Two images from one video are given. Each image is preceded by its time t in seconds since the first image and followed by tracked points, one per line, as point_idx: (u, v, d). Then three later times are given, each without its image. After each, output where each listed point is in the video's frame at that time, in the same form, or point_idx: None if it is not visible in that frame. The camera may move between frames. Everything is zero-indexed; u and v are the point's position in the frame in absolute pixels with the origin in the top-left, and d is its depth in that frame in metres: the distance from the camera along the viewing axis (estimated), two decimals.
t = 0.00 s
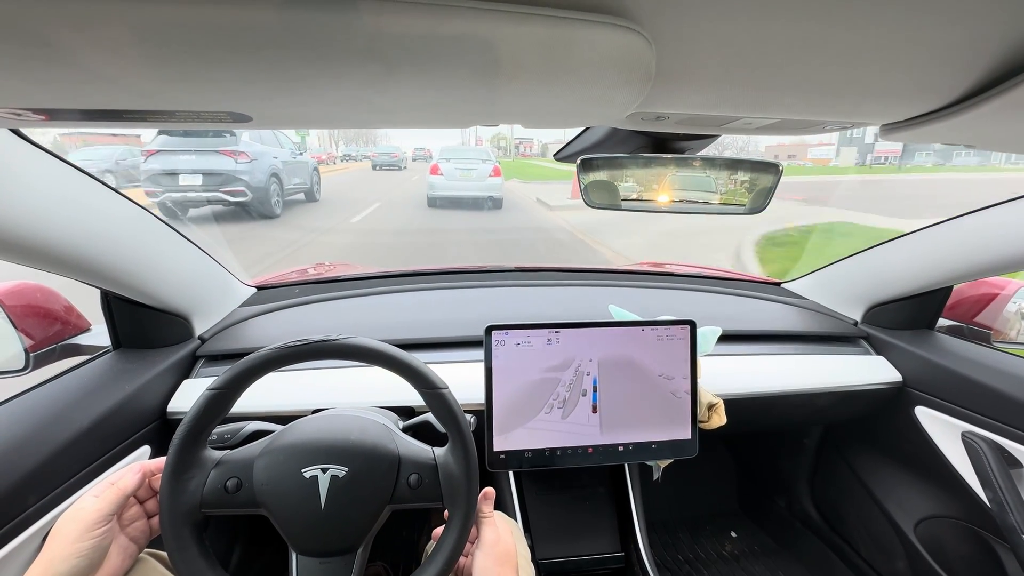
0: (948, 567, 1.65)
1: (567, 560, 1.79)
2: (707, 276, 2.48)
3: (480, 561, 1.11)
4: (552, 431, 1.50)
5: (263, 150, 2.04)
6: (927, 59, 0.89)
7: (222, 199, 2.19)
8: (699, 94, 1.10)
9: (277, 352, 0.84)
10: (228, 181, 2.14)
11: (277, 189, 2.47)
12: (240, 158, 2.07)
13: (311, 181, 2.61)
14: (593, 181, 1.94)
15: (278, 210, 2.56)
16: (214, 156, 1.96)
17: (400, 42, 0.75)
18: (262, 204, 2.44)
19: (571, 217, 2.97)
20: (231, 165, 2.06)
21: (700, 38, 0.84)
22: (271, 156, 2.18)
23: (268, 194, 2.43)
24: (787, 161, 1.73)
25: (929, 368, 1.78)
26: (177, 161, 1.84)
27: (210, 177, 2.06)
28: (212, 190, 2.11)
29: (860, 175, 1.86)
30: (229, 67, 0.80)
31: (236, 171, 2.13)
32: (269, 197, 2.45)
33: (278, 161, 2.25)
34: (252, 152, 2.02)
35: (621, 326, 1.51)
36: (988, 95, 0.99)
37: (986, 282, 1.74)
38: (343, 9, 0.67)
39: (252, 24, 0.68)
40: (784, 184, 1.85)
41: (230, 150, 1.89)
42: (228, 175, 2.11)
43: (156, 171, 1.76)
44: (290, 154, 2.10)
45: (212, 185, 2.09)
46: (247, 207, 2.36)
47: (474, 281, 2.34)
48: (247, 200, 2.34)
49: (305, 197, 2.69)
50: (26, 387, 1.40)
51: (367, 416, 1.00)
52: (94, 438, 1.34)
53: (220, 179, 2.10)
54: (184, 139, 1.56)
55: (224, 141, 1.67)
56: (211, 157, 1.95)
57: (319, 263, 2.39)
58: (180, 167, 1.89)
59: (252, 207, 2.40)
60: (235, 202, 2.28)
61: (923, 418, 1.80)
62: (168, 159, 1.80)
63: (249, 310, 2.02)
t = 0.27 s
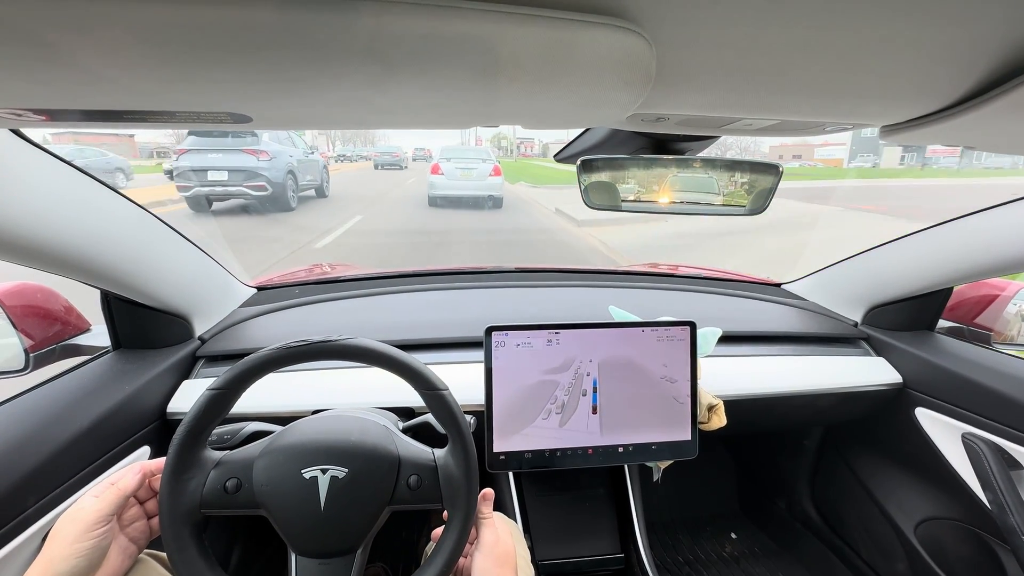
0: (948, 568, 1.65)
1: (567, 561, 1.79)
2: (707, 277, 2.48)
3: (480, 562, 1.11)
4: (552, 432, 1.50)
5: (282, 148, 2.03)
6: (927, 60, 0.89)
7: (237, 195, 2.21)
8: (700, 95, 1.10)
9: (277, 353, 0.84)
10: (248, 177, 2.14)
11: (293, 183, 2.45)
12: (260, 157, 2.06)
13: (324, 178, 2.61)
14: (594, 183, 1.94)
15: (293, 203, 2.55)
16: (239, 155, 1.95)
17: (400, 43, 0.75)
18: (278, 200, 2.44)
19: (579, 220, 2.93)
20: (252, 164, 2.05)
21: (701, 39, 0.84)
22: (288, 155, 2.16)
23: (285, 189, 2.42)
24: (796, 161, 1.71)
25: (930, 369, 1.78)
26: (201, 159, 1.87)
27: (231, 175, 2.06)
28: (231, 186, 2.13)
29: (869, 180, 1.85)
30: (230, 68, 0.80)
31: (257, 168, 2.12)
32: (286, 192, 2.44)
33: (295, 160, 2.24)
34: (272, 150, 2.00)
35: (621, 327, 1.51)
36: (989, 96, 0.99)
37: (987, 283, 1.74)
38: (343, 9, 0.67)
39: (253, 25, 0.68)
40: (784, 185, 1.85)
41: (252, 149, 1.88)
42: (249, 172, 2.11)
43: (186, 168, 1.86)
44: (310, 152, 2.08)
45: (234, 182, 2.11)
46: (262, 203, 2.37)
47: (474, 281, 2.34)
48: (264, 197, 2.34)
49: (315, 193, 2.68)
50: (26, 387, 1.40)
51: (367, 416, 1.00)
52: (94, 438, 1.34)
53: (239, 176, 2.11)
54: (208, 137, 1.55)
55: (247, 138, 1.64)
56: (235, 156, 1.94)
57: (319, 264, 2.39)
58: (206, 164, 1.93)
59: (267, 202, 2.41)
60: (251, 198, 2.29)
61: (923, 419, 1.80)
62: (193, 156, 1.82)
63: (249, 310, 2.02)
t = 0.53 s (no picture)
0: (947, 567, 1.65)
1: (566, 560, 1.79)
2: (707, 276, 2.48)
3: (480, 561, 1.11)
4: (552, 431, 1.50)
5: (296, 149, 2.08)
6: (929, 60, 0.89)
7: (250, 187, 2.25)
8: (700, 94, 1.10)
9: (276, 351, 0.84)
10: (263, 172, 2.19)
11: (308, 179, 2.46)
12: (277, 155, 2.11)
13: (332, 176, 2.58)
14: (594, 182, 1.94)
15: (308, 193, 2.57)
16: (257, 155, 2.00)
17: (402, 41, 0.75)
18: (291, 195, 2.45)
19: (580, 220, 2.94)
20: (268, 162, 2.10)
21: (702, 38, 0.84)
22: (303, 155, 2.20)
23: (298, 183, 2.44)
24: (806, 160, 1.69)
25: (929, 369, 1.78)
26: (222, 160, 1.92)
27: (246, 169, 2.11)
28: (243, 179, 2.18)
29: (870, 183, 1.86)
30: (230, 66, 0.80)
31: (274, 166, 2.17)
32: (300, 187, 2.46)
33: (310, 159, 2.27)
34: (289, 150, 2.05)
35: (621, 326, 1.51)
36: (990, 96, 0.99)
37: (987, 283, 1.74)
38: (345, 7, 0.66)
39: (254, 23, 0.68)
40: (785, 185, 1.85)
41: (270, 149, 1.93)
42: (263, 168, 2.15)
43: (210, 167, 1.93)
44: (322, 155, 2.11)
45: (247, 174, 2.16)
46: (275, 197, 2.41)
47: (474, 280, 2.34)
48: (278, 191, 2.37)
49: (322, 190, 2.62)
50: (26, 385, 1.40)
51: (367, 415, 1.00)
52: (94, 436, 1.34)
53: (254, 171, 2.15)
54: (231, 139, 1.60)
55: (265, 139, 1.68)
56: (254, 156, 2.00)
57: (319, 262, 2.39)
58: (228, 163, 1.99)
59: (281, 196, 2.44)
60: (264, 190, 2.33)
61: (922, 419, 1.80)
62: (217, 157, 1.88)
63: (249, 308, 2.02)
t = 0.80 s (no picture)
0: (946, 567, 1.65)
1: (566, 559, 1.79)
2: (707, 276, 2.48)
3: (480, 561, 1.12)
4: (552, 430, 1.50)
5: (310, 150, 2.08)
6: (929, 60, 0.89)
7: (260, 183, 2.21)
8: (701, 94, 1.10)
9: (276, 350, 0.84)
10: (275, 170, 2.13)
11: (322, 179, 2.42)
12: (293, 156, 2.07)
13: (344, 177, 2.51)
14: (594, 181, 1.94)
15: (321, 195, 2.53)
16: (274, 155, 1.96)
17: (402, 41, 0.75)
18: (302, 194, 2.41)
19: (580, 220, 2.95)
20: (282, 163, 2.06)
21: (702, 38, 0.84)
22: (317, 155, 2.17)
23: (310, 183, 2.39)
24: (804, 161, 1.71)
25: (929, 369, 1.79)
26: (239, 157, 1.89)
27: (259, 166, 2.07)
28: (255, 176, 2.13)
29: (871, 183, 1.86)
30: (229, 65, 0.80)
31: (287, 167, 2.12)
32: (313, 187, 2.41)
33: (324, 161, 2.23)
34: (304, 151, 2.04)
35: (621, 326, 1.51)
36: (990, 96, 0.99)
37: (987, 283, 1.74)
38: (346, 7, 0.66)
39: (255, 22, 0.68)
40: (785, 184, 1.85)
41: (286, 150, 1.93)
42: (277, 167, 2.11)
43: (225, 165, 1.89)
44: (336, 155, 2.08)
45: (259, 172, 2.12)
46: (285, 195, 2.36)
47: (474, 280, 2.34)
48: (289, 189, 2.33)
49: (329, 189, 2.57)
50: (26, 384, 1.40)
51: (367, 414, 1.00)
52: (94, 435, 1.34)
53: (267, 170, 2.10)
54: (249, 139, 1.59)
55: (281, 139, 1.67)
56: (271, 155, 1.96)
57: (319, 262, 2.39)
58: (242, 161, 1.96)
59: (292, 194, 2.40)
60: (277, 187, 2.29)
61: (922, 419, 1.80)
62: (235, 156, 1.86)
63: (250, 308, 2.02)
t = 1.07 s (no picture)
0: (946, 567, 1.65)
1: (566, 559, 1.79)
2: (707, 276, 2.48)
3: (479, 561, 1.12)
4: (552, 430, 1.50)
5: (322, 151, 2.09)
6: (929, 60, 0.89)
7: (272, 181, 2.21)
8: (701, 94, 1.10)
9: (276, 350, 0.84)
10: (288, 169, 2.11)
11: (332, 176, 2.41)
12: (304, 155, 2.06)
13: (351, 175, 2.49)
14: (594, 181, 1.94)
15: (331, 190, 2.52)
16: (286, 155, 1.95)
17: (403, 40, 0.75)
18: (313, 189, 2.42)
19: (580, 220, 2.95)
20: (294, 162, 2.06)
21: (702, 38, 0.84)
22: (330, 155, 2.15)
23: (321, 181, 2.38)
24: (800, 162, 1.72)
25: (929, 369, 1.79)
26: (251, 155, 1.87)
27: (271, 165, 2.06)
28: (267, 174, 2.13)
29: (872, 184, 1.86)
30: (230, 65, 0.80)
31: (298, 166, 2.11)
32: (324, 183, 2.41)
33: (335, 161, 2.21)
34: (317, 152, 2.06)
35: (620, 326, 1.51)
36: (991, 96, 0.99)
37: (987, 283, 1.74)
38: (345, 6, 0.66)
39: (255, 22, 0.68)
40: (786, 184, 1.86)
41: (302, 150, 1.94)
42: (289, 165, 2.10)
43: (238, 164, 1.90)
44: (346, 156, 2.07)
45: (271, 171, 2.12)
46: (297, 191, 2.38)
47: (474, 279, 2.34)
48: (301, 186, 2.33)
49: (338, 187, 2.59)
50: (25, 384, 1.40)
51: (367, 414, 1.00)
52: (94, 434, 1.34)
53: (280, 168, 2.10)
54: (265, 139, 1.59)
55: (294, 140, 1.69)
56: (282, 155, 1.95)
57: (320, 261, 2.40)
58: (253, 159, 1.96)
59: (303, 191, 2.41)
60: (288, 185, 2.30)
61: (922, 419, 1.80)
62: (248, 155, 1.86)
63: (250, 307, 2.02)
